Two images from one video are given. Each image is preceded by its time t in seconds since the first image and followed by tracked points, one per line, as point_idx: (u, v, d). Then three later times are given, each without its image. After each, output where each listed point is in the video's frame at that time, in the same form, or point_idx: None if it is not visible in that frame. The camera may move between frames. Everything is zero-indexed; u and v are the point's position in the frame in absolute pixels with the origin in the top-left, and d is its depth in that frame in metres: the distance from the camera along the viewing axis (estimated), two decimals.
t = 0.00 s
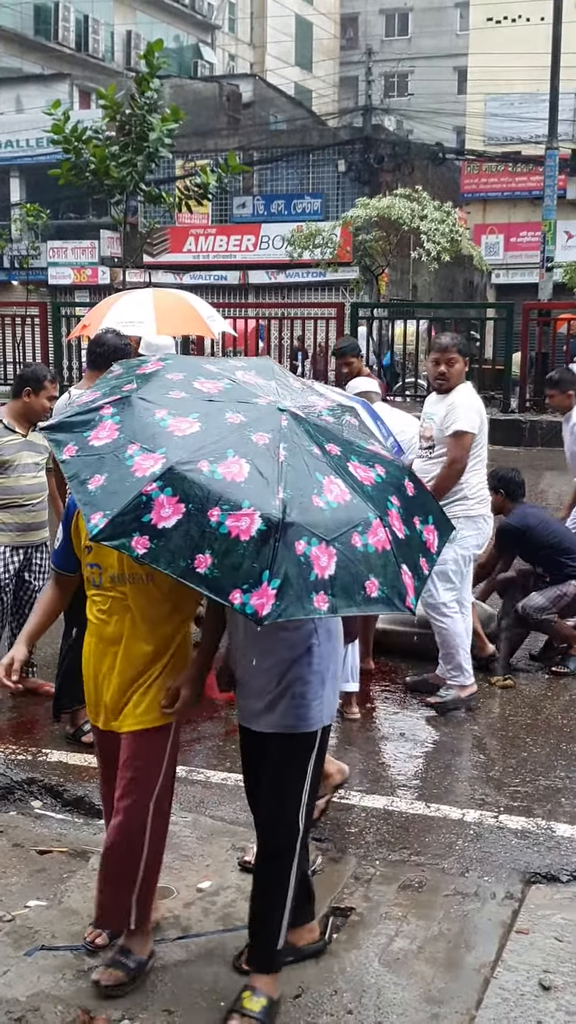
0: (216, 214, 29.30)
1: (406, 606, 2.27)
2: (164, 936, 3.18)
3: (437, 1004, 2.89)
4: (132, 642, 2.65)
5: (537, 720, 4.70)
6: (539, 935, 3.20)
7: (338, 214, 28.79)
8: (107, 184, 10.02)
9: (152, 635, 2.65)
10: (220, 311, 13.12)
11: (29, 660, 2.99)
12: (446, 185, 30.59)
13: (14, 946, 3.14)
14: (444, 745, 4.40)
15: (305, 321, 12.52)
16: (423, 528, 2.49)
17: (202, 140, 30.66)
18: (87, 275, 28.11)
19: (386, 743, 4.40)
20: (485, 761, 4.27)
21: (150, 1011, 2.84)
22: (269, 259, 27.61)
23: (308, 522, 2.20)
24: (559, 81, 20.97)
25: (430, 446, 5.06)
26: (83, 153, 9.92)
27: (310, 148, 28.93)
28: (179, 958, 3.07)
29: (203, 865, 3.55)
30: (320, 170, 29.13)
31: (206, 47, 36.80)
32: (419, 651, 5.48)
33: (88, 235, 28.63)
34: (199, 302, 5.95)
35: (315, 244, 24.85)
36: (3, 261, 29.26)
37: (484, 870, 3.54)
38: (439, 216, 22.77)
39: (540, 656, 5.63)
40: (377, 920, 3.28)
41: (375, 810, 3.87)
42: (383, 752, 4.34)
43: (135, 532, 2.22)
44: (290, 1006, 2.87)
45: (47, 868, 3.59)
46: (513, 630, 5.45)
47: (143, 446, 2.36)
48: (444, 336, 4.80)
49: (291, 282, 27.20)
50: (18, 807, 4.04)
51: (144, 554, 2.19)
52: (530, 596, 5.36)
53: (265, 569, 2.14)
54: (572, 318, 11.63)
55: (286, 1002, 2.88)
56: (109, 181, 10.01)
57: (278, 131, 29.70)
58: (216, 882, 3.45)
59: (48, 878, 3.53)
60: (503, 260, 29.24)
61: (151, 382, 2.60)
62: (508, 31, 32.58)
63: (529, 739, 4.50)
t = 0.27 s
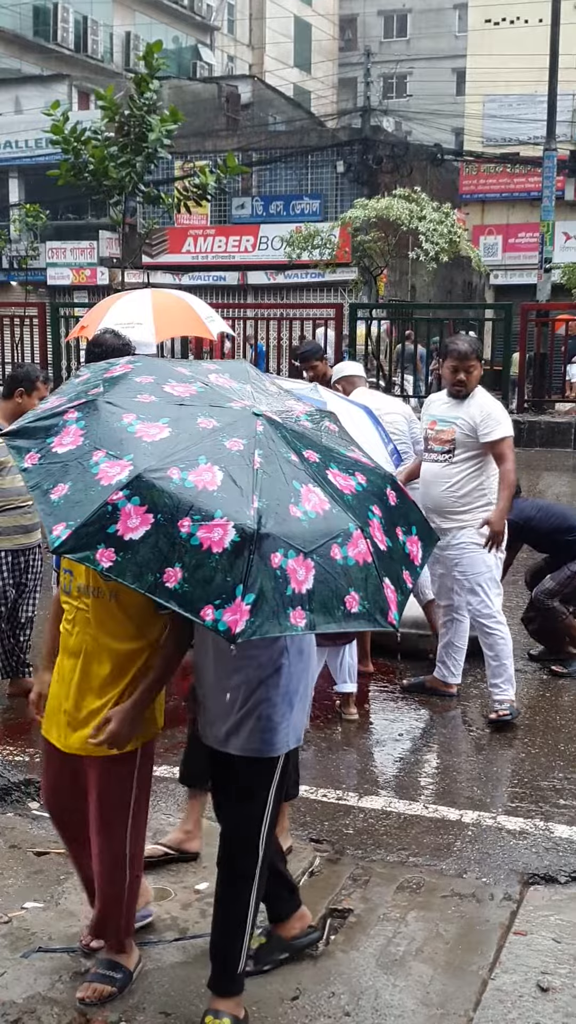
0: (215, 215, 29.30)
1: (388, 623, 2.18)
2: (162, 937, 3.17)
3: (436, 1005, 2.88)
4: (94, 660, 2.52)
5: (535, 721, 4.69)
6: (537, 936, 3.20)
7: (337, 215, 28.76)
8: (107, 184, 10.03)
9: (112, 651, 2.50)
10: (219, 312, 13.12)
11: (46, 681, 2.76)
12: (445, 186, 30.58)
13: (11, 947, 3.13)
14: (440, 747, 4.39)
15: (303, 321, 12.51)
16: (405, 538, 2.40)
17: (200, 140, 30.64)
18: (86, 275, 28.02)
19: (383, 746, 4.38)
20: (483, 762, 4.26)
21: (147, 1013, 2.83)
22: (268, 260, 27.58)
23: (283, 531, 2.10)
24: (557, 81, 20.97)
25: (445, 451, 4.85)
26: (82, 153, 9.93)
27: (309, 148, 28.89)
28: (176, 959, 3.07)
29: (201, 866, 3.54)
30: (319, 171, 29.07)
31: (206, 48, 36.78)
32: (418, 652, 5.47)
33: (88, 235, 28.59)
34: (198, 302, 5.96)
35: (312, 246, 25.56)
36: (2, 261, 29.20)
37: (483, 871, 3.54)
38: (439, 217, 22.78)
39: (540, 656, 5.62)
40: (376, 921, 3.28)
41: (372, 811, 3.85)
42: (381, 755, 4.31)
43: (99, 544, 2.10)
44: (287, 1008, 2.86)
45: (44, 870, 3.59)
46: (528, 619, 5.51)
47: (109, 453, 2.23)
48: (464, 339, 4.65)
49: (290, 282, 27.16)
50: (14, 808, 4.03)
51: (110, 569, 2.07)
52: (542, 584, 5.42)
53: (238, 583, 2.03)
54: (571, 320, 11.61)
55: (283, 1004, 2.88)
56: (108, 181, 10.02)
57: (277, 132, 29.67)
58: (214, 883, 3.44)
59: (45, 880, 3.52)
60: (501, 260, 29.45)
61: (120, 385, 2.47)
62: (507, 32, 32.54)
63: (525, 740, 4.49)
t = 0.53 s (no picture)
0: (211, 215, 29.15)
1: (364, 619, 2.07)
2: (157, 938, 3.17)
3: (432, 1004, 2.87)
4: (66, 675, 2.47)
5: (529, 720, 4.69)
6: (533, 935, 3.20)
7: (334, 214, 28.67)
8: (103, 183, 10.01)
9: (83, 671, 2.45)
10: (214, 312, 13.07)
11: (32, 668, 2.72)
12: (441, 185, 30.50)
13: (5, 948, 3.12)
14: (434, 747, 4.38)
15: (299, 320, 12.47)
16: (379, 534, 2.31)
17: (196, 139, 30.49)
18: (82, 275, 27.76)
19: (377, 746, 4.36)
20: (479, 762, 4.26)
21: (143, 1014, 2.82)
22: (265, 260, 27.35)
23: (248, 525, 2.02)
24: (553, 80, 20.93)
25: (475, 461, 4.74)
26: (78, 152, 9.91)
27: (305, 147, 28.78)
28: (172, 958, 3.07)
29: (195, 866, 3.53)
30: (315, 170, 28.96)
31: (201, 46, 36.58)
32: (416, 652, 5.46)
33: (84, 235, 28.40)
34: (193, 302, 5.96)
35: (308, 246, 25.55)
36: None
37: (479, 870, 3.54)
38: (434, 216, 22.98)
39: (536, 655, 5.61)
40: (371, 921, 3.27)
41: (368, 811, 3.85)
42: (378, 757, 4.28)
43: (53, 544, 1.99)
44: (283, 1008, 2.86)
45: (39, 871, 3.57)
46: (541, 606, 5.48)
47: (61, 450, 2.13)
48: (490, 349, 4.51)
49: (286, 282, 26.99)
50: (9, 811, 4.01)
51: (64, 568, 1.96)
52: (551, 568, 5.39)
53: (203, 580, 1.94)
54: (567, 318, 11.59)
55: (279, 1004, 2.87)
56: (104, 181, 9.99)
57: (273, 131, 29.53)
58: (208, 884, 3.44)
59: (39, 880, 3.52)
60: (497, 260, 29.43)
61: (68, 385, 2.37)
62: (502, 30, 32.42)
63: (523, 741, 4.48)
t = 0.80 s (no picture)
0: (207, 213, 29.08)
1: (319, 619, 1.95)
2: (153, 938, 3.17)
3: (427, 1003, 2.88)
4: (22, 702, 2.37)
5: (525, 719, 4.68)
6: (529, 933, 3.20)
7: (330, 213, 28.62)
8: (99, 183, 10.01)
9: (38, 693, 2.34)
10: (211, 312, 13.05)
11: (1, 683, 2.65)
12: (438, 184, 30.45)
13: (1, 949, 3.12)
14: (429, 745, 4.37)
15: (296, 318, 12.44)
16: (335, 529, 2.18)
17: (192, 138, 30.45)
18: (78, 274, 27.64)
19: (373, 746, 4.35)
20: (476, 761, 4.25)
21: (139, 1014, 2.82)
22: (262, 259, 27.35)
23: (189, 527, 1.89)
24: (549, 80, 20.88)
25: (497, 460, 4.55)
26: (74, 151, 9.90)
27: (302, 147, 28.73)
28: (167, 959, 3.07)
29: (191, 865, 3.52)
30: (312, 169, 28.89)
31: (197, 45, 36.46)
32: (415, 651, 5.45)
33: (80, 235, 28.30)
34: (189, 301, 5.96)
35: (305, 245, 25.28)
36: None
37: (475, 869, 3.53)
38: (431, 216, 22.94)
39: (533, 655, 5.61)
40: (367, 920, 3.27)
41: (364, 811, 3.84)
42: (375, 757, 4.27)
43: None
44: (279, 1008, 2.86)
45: (36, 872, 3.58)
46: (541, 602, 5.46)
47: None
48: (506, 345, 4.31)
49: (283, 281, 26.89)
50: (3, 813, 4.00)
51: None
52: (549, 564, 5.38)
53: (140, 587, 1.81)
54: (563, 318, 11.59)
55: (274, 1005, 2.87)
56: (100, 180, 9.98)
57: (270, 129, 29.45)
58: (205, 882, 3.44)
59: (36, 881, 3.52)
60: (493, 258, 29.48)
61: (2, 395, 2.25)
62: (499, 29, 32.34)
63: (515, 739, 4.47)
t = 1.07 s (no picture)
0: (205, 213, 29.09)
1: (232, 618, 1.88)
2: (151, 938, 3.17)
3: (425, 1003, 2.87)
4: None
5: (522, 719, 4.67)
6: (526, 932, 3.20)
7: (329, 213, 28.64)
8: (97, 183, 10.02)
9: None
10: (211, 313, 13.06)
11: None
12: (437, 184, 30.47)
13: None
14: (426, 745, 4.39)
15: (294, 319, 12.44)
16: (261, 520, 2.08)
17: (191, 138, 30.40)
18: (76, 274, 27.65)
19: (372, 747, 4.34)
20: (474, 761, 4.24)
21: (136, 1015, 2.82)
22: (260, 258, 27.30)
23: (86, 518, 1.78)
24: (546, 80, 20.88)
25: (503, 468, 4.42)
26: (72, 151, 9.92)
27: (300, 147, 28.76)
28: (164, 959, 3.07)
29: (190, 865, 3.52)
30: (310, 169, 28.89)
31: (196, 46, 36.46)
32: (414, 652, 5.44)
33: (78, 234, 28.32)
34: (187, 301, 5.95)
35: (303, 244, 25.17)
36: None
37: (472, 869, 3.53)
38: (428, 216, 22.96)
39: (531, 654, 5.60)
40: (364, 920, 3.27)
41: (361, 811, 3.84)
42: (374, 757, 4.26)
43: None
44: (276, 1008, 2.85)
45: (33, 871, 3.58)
46: (542, 599, 5.47)
47: None
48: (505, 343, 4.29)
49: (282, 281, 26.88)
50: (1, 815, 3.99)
51: None
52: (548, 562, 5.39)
53: (30, 588, 1.71)
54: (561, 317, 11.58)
55: (272, 1004, 2.87)
56: (98, 180, 10.01)
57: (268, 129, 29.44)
58: (204, 882, 3.43)
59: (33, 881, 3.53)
60: (492, 258, 29.52)
61: None
62: (497, 29, 32.26)
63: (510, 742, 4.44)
